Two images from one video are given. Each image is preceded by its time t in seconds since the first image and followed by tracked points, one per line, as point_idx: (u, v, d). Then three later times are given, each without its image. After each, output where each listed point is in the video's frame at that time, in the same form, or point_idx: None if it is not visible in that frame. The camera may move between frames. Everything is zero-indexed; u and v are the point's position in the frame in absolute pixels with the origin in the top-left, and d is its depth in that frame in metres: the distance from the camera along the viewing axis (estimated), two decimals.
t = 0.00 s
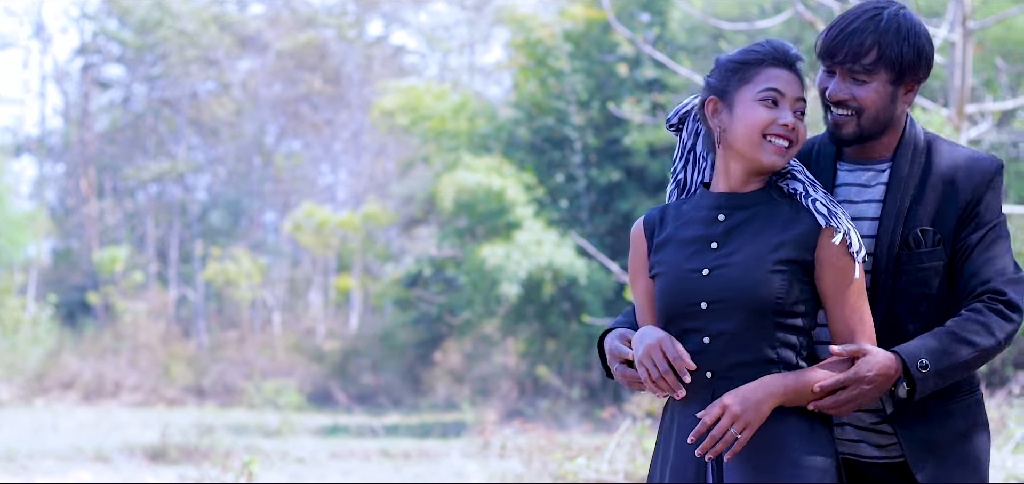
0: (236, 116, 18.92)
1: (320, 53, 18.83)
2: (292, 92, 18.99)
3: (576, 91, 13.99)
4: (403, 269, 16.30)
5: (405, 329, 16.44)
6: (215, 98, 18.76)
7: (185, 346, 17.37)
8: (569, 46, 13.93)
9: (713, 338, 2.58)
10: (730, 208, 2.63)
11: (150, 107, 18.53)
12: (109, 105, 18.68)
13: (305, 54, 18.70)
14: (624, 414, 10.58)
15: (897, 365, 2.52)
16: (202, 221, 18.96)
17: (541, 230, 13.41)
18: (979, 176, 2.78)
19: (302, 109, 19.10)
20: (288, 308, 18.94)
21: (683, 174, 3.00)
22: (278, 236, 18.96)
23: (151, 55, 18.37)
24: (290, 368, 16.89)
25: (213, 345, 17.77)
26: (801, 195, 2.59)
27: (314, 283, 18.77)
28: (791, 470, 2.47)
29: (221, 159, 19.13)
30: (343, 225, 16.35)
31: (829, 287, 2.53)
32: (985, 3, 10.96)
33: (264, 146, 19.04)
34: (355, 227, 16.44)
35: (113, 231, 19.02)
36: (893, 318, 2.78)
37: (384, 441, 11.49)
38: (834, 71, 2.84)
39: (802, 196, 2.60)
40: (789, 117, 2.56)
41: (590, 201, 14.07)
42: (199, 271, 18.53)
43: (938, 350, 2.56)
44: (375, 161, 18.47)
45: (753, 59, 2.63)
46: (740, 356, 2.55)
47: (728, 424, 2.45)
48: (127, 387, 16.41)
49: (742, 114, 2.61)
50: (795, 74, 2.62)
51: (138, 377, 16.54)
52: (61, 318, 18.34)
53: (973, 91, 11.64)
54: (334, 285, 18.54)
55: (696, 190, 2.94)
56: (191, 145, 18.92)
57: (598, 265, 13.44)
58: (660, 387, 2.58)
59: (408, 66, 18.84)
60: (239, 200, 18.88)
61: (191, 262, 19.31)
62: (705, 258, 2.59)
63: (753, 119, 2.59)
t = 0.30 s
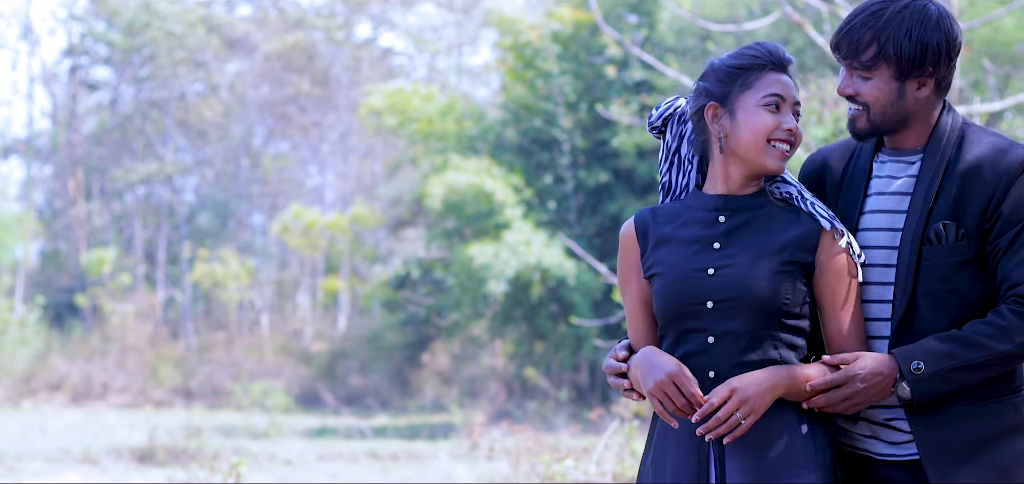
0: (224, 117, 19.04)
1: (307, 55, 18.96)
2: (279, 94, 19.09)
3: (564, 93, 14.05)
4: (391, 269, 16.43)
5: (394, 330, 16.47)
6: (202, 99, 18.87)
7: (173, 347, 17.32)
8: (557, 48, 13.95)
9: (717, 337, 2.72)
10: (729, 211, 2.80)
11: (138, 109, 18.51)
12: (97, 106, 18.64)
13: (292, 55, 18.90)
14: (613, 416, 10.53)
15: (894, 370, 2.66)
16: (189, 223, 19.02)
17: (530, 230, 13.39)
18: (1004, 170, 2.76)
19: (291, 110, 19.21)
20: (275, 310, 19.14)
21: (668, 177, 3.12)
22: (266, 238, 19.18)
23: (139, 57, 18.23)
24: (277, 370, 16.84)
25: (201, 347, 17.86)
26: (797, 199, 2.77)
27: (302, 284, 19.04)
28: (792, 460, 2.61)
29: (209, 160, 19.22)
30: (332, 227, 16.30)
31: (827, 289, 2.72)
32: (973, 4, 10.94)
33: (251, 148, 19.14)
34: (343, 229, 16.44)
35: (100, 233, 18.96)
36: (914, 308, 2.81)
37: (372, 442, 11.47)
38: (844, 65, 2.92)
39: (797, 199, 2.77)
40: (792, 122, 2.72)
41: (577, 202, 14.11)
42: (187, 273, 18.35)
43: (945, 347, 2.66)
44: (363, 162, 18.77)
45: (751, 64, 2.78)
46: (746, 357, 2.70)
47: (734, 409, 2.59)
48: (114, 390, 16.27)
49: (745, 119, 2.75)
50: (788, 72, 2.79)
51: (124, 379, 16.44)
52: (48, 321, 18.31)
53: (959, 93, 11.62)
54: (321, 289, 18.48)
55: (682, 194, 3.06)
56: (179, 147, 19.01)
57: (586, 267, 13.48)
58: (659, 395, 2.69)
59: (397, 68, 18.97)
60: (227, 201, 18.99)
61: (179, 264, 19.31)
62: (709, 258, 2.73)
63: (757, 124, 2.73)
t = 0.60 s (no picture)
0: (208, 117, 19.05)
1: (291, 55, 18.84)
2: (264, 94, 19.06)
3: (549, 94, 14.02)
4: (376, 270, 16.30)
5: (379, 330, 16.49)
6: (187, 99, 18.83)
7: (157, 348, 17.56)
8: (542, 48, 14.05)
9: (716, 336, 2.68)
10: (725, 211, 2.77)
11: (122, 109, 18.58)
12: (81, 107, 18.62)
13: (276, 55, 18.73)
14: (597, 416, 10.53)
15: (869, 247, 2.47)
16: (173, 223, 19.08)
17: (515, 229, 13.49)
18: (1003, 160, 2.57)
19: (275, 111, 19.25)
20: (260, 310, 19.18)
21: (655, 180, 3.05)
22: (251, 238, 19.15)
23: (122, 57, 18.31)
24: (262, 369, 16.93)
25: (186, 347, 17.95)
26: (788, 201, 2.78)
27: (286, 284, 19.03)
28: (792, 463, 2.58)
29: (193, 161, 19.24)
30: (316, 227, 16.41)
31: (815, 288, 2.69)
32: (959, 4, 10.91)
33: (235, 148, 19.16)
34: (328, 229, 16.55)
35: (84, 233, 19.01)
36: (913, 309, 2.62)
37: (356, 443, 11.49)
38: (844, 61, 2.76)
39: (789, 200, 2.78)
40: (785, 124, 2.69)
41: (561, 203, 14.21)
42: (171, 272, 18.62)
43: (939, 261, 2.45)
44: (348, 163, 18.85)
45: (740, 68, 2.74)
46: (745, 355, 2.66)
47: (732, 413, 2.53)
48: (99, 390, 16.31)
49: (738, 125, 2.71)
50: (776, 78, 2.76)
51: (110, 380, 16.49)
52: (32, 321, 18.28)
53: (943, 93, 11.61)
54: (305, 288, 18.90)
55: (671, 197, 3.00)
56: (164, 147, 19.05)
57: (571, 266, 13.50)
58: (646, 426, 2.64)
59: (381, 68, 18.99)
60: (211, 202, 19.10)
61: (163, 263, 19.31)
62: (707, 257, 2.70)
63: (751, 129, 2.69)
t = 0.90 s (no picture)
0: (192, 118, 19.05)
1: (277, 56, 18.82)
2: (250, 95, 19.01)
3: (534, 94, 14.13)
4: (361, 271, 16.38)
5: (364, 331, 16.53)
6: (172, 99, 18.89)
7: (142, 348, 17.49)
8: (526, 49, 14.19)
9: (710, 335, 2.73)
10: (715, 211, 2.81)
11: (106, 109, 18.61)
12: (66, 107, 18.77)
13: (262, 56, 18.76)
14: (581, 416, 10.54)
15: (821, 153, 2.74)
16: (158, 223, 18.99)
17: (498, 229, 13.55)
18: (968, 157, 2.70)
19: (260, 111, 19.20)
20: (246, 311, 19.23)
21: (639, 177, 3.07)
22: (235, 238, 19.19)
23: (107, 58, 18.37)
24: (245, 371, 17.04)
25: (171, 348, 18.06)
26: (777, 202, 2.82)
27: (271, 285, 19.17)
28: (781, 461, 2.65)
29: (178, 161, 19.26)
30: (301, 227, 16.53)
31: (804, 292, 2.78)
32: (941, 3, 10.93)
33: (221, 148, 19.15)
34: (312, 229, 16.63)
35: (69, 233, 19.05)
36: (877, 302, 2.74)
37: (340, 443, 11.53)
38: (842, 59, 2.87)
39: (777, 202, 2.83)
40: (769, 128, 2.73)
41: (546, 203, 14.28)
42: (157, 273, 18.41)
43: (878, 201, 2.62)
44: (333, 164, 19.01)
45: (725, 72, 2.77)
46: (736, 353, 2.72)
47: (729, 413, 2.59)
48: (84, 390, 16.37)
49: (723, 130, 2.74)
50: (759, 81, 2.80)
51: (94, 380, 16.56)
52: (16, 322, 18.40)
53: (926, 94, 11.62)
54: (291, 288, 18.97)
55: (657, 196, 3.03)
56: (149, 148, 19.03)
57: (556, 266, 13.58)
58: (652, 421, 2.66)
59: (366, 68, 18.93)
60: (196, 202, 19.05)
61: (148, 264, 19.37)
62: (701, 256, 2.74)
63: (736, 134, 2.72)
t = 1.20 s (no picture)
0: (178, 119, 19.02)
1: (263, 56, 18.83)
2: (235, 95, 18.95)
3: (520, 95, 14.40)
4: (347, 271, 16.42)
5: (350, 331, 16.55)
6: (158, 99, 18.85)
7: (129, 349, 17.60)
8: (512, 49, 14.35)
9: (702, 336, 2.73)
10: (704, 212, 2.81)
11: (91, 109, 18.57)
12: (51, 107, 18.79)
13: (248, 56, 18.78)
14: (567, 416, 10.53)
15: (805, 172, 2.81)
16: (144, 224, 19.02)
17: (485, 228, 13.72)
18: (943, 172, 2.77)
19: (245, 112, 19.19)
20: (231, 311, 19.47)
21: (625, 171, 3.06)
22: (220, 238, 19.30)
23: (92, 58, 18.31)
24: (232, 371, 17.04)
25: (156, 347, 18.36)
26: (762, 202, 2.82)
27: (257, 285, 19.37)
28: (774, 461, 2.63)
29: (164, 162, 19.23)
30: (287, 227, 16.72)
31: (792, 292, 2.80)
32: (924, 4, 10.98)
33: (206, 149, 19.07)
34: (299, 230, 16.89)
35: (54, 233, 19.08)
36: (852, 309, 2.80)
37: (325, 443, 11.57)
38: (827, 76, 2.86)
39: (763, 203, 2.83)
40: (753, 132, 2.74)
41: (533, 203, 14.53)
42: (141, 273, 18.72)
43: (860, 218, 2.68)
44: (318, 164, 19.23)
45: (709, 76, 2.76)
46: (727, 355, 2.72)
47: (723, 421, 2.60)
48: (70, 390, 16.37)
49: (706, 134, 2.75)
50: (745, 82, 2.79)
51: (80, 381, 16.56)
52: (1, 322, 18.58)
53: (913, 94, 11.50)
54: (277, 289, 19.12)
55: (642, 192, 3.02)
56: (134, 148, 19.02)
57: (541, 267, 13.67)
58: (653, 426, 2.65)
59: (352, 68, 18.95)
60: (181, 203, 19.06)
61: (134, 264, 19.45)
62: (693, 257, 2.74)
63: (718, 139, 2.73)
